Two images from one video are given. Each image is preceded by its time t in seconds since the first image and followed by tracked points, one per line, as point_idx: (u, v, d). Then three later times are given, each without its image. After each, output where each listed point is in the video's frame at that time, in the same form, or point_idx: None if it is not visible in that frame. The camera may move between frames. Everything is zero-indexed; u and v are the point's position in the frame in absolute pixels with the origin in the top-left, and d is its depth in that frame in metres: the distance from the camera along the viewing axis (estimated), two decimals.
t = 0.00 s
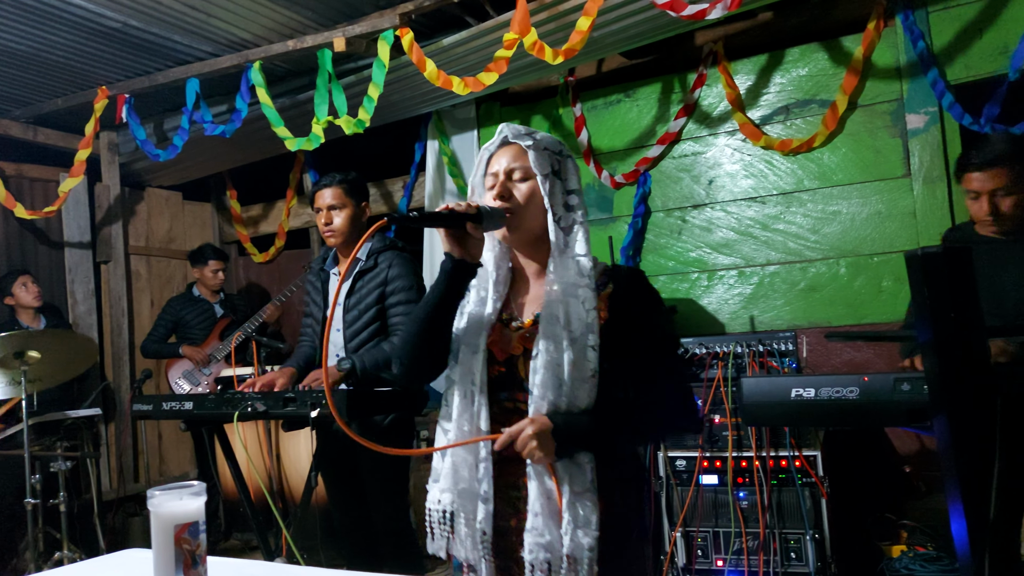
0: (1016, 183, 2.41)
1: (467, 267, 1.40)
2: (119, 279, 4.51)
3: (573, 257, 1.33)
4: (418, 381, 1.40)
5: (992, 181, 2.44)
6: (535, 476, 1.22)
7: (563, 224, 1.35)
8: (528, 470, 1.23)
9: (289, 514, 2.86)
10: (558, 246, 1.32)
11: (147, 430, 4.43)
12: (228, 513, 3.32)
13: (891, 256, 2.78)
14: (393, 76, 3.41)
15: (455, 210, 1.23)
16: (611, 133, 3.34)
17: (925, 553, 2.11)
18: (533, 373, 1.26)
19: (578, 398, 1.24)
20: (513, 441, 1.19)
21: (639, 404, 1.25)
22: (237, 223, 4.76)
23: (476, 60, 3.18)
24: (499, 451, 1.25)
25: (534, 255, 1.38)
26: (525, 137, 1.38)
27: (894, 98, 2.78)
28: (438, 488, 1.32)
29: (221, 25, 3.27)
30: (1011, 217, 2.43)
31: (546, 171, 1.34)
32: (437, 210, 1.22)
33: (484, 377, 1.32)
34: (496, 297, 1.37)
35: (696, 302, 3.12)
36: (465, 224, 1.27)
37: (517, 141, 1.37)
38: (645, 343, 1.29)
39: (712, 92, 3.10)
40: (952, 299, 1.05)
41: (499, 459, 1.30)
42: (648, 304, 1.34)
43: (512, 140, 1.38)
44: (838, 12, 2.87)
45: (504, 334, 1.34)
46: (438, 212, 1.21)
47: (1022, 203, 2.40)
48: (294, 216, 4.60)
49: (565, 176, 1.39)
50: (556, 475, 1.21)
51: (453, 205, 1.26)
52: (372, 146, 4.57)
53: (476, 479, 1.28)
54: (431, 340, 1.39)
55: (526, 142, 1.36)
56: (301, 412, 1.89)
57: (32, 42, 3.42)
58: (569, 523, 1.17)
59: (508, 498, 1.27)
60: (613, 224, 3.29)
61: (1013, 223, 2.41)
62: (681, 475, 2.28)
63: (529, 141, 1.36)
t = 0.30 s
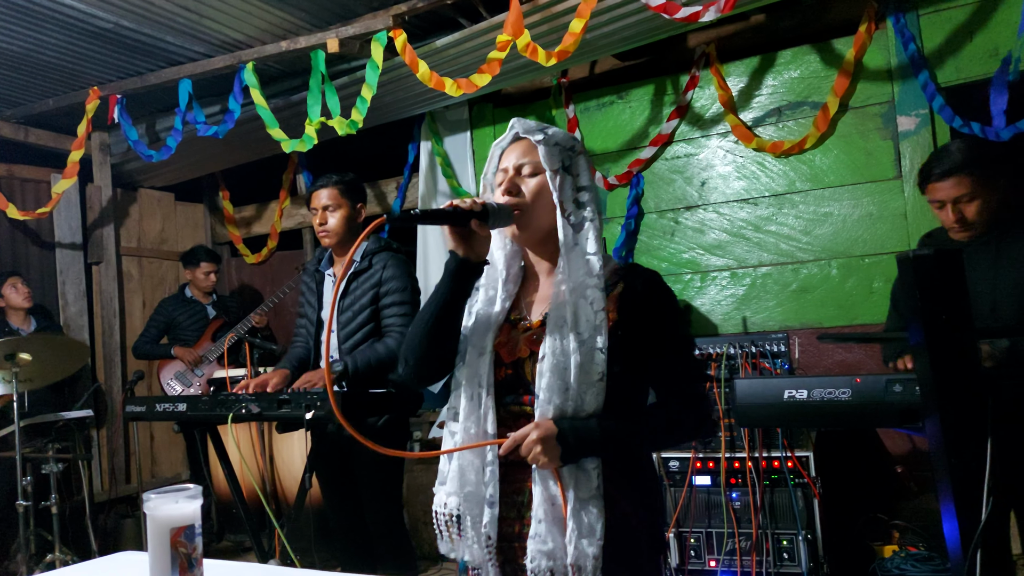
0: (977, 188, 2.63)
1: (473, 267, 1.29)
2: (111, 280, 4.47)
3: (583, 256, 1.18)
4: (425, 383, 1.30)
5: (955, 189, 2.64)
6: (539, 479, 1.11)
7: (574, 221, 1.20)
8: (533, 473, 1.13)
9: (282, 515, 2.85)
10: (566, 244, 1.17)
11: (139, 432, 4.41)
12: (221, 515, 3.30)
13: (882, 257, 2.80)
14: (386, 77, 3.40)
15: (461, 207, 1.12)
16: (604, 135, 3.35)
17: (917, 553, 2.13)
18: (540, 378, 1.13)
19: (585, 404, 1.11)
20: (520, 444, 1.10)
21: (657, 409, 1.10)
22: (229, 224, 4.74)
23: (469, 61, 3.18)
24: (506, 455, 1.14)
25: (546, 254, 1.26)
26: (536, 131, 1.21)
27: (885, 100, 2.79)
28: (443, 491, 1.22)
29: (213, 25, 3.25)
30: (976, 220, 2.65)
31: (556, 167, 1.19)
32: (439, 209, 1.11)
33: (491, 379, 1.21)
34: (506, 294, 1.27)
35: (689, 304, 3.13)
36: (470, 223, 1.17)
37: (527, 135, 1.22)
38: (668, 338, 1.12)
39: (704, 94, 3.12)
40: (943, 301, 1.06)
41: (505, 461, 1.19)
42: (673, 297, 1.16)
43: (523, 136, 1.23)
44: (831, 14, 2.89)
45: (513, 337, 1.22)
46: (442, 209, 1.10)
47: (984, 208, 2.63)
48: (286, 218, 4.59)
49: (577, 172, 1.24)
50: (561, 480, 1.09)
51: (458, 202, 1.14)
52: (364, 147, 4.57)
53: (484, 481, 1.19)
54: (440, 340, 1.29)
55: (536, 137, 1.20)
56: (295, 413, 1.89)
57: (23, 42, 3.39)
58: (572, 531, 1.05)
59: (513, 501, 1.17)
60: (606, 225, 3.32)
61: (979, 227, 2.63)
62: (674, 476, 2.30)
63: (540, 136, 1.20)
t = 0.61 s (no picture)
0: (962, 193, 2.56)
1: (470, 266, 1.32)
2: (102, 281, 4.46)
3: (581, 258, 1.18)
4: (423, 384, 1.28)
5: (939, 194, 2.60)
6: (529, 484, 1.11)
7: (574, 222, 1.19)
8: (525, 476, 1.13)
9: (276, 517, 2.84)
10: (568, 244, 1.17)
11: (131, 434, 4.39)
12: (214, 517, 3.29)
13: (875, 258, 2.81)
14: (379, 78, 3.40)
15: (458, 208, 1.14)
16: (597, 135, 3.35)
17: (910, 553, 2.13)
18: (534, 380, 1.13)
19: (579, 409, 1.11)
20: (512, 447, 1.10)
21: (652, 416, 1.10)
22: (221, 225, 4.72)
23: (462, 62, 3.18)
24: (498, 457, 1.14)
25: (547, 255, 1.25)
26: (539, 129, 1.23)
27: (877, 102, 2.81)
28: (434, 491, 1.21)
29: (205, 25, 3.24)
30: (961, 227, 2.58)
31: (556, 168, 1.20)
32: (438, 211, 1.14)
33: (486, 381, 1.20)
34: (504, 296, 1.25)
35: (682, 305, 3.14)
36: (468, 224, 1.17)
37: (529, 133, 1.23)
38: (665, 348, 1.12)
39: (697, 95, 3.12)
40: (936, 303, 1.06)
41: (497, 464, 1.19)
42: (673, 306, 1.16)
43: (527, 136, 1.24)
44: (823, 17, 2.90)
45: (510, 337, 1.22)
46: (440, 210, 1.13)
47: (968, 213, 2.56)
48: (279, 219, 4.58)
49: (579, 173, 1.24)
50: (552, 484, 1.09)
51: (455, 203, 1.17)
52: (357, 149, 4.57)
53: (474, 482, 1.18)
54: (438, 339, 1.28)
55: (538, 135, 1.22)
56: (288, 415, 1.89)
57: (14, 43, 3.37)
58: (560, 536, 1.05)
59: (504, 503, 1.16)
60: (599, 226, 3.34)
61: (963, 232, 2.57)
62: (667, 477, 2.29)
63: (542, 134, 1.21)
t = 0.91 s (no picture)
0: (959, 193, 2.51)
1: (469, 268, 1.29)
2: (96, 282, 4.44)
3: (581, 260, 1.18)
4: (423, 382, 1.30)
5: (936, 194, 2.55)
6: (524, 483, 1.11)
7: (576, 227, 1.20)
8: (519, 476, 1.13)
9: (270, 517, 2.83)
10: (570, 247, 1.18)
11: (125, 434, 4.37)
12: (209, 518, 3.28)
13: (869, 259, 2.82)
14: (374, 79, 3.39)
15: (456, 210, 1.14)
16: (592, 136, 3.35)
17: (904, 553, 2.14)
18: (530, 380, 1.13)
19: (574, 410, 1.11)
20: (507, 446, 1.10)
21: (651, 418, 1.09)
22: (216, 226, 4.71)
23: (458, 63, 3.18)
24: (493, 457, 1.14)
25: (549, 256, 1.25)
26: (546, 132, 1.22)
27: (871, 103, 2.82)
28: (430, 489, 1.23)
29: (200, 25, 3.23)
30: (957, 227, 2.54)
31: (560, 172, 1.19)
32: (436, 211, 1.13)
33: (484, 381, 1.20)
34: (504, 295, 1.26)
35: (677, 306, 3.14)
36: (467, 226, 1.18)
37: (536, 135, 1.22)
38: (664, 352, 1.11)
39: (692, 96, 3.13)
40: (931, 303, 1.07)
41: (493, 464, 1.19)
42: (673, 308, 1.16)
43: (533, 137, 1.23)
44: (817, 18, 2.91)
45: (508, 338, 1.22)
46: (438, 211, 1.12)
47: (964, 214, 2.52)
48: (273, 219, 4.59)
49: (584, 177, 1.23)
50: (545, 484, 1.09)
51: (453, 204, 1.17)
52: (351, 150, 4.57)
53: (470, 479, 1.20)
54: (437, 337, 1.28)
55: (545, 138, 1.21)
56: (284, 415, 1.88)
57: (7, 42, 3.36)
58: (552, 536, 1.05)
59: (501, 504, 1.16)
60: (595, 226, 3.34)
61: (959, 232, 2.53)
62: (662, 477, 2.29)
63: (550, 137, 1.21)
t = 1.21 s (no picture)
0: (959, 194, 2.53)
1: (468, 267, 1.30)
2: (93, 282, 4.43)
3: (577, 259, 1.18)
4: (426, 379, 1.28)
5: (936, 194, 2.58)
6: (523, 479, 1.12)
7: (574, 222, 1.20)
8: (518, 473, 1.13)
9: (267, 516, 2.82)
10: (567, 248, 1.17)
11: (122, 435, 4.36)
12: (206, 518, 3.28)
13: (866, 259, 2.82)
14: (371, 79, 3.39)
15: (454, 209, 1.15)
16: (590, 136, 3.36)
17: (902, 552, 2.15)
18: (527, 379, 1.13)
19: (571, 408, 1.11)
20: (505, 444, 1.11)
21: (648, 417, 1.09)
22: (213, 226, 4.70)
23: (456, 63, 3.19)
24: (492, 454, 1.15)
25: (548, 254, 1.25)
26: (544, 128, 1.22)
27: (868, 104, 2.83)
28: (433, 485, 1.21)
29: (198, 25, 3.23)
30: (956, 227, 2.55)
31: (559, 169, 1.19)
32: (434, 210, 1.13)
33: (484, 377, 1.21)
34: (505, 292, 1.25)
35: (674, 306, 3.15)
36: (464, 224, 1.18)
37: (535, 132, 1.21)
38: (663, 351, 1.11)
39: (689, 96, 3.14)
40: (928, 301, 1.07)
41: (494, 460, 1.20)
42: (672, 306, 1.16)
43: (531, 135, 1.22)
44: (814, 18, 2.91)
45: (507, 336, 1.22)
46: (435, 211, 1.12)
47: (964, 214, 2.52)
48: (270, 220, 4.58)
49: (581, 173, 1.23)
50: (543, 480, 1.09)
51: (452, 203, 1.17)
52: (348, 150, 4.57)
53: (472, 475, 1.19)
54: (438, 334, 1.27)
55: (543, 134, 1.20)
56: (281, 415, 1.88)
57: (4, 42, 3.35)
58: (549, 533, 1.05)
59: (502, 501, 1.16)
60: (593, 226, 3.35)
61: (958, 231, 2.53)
62: (660, 476, 2.30)
63: (547, 134, 1.20)
